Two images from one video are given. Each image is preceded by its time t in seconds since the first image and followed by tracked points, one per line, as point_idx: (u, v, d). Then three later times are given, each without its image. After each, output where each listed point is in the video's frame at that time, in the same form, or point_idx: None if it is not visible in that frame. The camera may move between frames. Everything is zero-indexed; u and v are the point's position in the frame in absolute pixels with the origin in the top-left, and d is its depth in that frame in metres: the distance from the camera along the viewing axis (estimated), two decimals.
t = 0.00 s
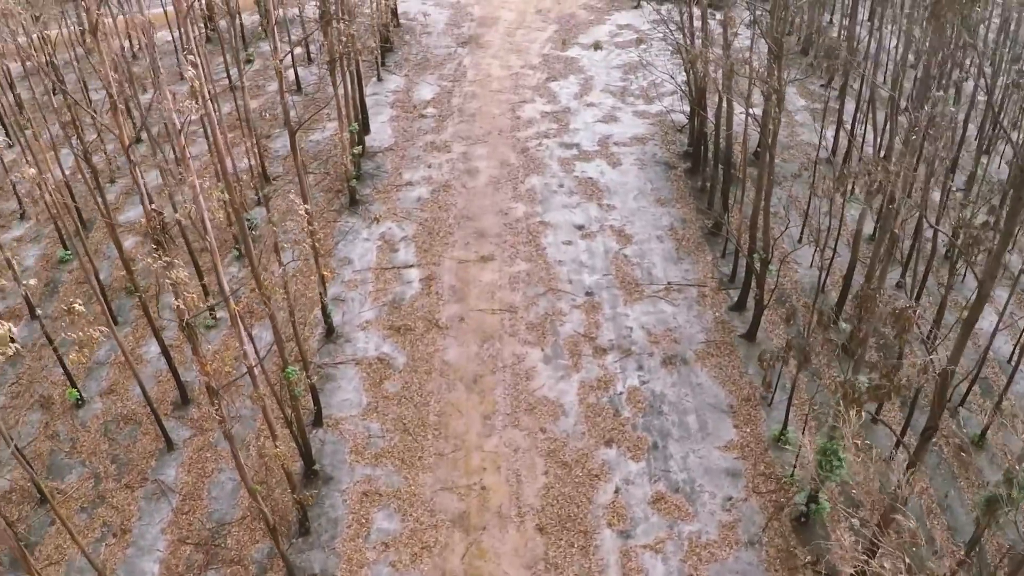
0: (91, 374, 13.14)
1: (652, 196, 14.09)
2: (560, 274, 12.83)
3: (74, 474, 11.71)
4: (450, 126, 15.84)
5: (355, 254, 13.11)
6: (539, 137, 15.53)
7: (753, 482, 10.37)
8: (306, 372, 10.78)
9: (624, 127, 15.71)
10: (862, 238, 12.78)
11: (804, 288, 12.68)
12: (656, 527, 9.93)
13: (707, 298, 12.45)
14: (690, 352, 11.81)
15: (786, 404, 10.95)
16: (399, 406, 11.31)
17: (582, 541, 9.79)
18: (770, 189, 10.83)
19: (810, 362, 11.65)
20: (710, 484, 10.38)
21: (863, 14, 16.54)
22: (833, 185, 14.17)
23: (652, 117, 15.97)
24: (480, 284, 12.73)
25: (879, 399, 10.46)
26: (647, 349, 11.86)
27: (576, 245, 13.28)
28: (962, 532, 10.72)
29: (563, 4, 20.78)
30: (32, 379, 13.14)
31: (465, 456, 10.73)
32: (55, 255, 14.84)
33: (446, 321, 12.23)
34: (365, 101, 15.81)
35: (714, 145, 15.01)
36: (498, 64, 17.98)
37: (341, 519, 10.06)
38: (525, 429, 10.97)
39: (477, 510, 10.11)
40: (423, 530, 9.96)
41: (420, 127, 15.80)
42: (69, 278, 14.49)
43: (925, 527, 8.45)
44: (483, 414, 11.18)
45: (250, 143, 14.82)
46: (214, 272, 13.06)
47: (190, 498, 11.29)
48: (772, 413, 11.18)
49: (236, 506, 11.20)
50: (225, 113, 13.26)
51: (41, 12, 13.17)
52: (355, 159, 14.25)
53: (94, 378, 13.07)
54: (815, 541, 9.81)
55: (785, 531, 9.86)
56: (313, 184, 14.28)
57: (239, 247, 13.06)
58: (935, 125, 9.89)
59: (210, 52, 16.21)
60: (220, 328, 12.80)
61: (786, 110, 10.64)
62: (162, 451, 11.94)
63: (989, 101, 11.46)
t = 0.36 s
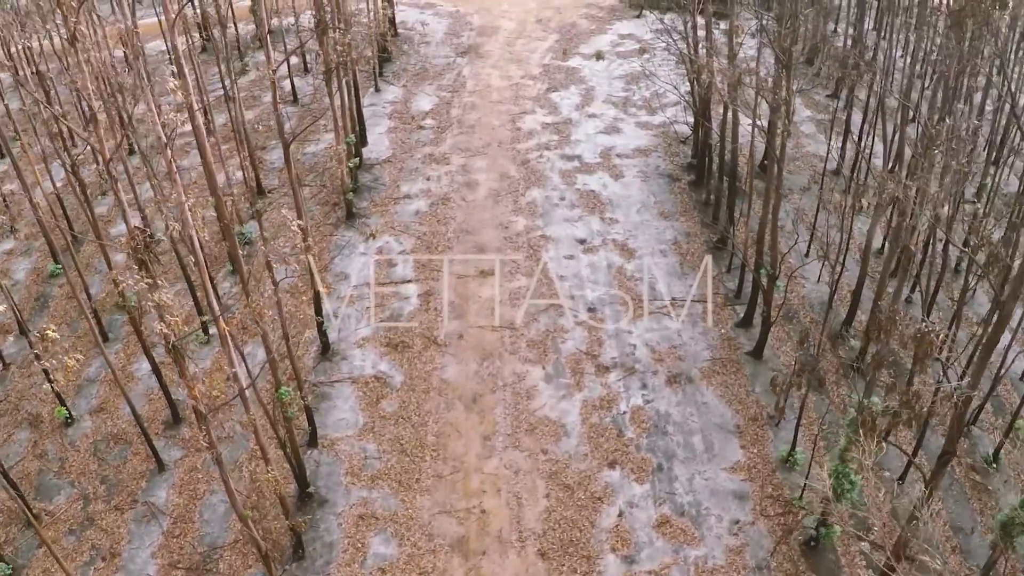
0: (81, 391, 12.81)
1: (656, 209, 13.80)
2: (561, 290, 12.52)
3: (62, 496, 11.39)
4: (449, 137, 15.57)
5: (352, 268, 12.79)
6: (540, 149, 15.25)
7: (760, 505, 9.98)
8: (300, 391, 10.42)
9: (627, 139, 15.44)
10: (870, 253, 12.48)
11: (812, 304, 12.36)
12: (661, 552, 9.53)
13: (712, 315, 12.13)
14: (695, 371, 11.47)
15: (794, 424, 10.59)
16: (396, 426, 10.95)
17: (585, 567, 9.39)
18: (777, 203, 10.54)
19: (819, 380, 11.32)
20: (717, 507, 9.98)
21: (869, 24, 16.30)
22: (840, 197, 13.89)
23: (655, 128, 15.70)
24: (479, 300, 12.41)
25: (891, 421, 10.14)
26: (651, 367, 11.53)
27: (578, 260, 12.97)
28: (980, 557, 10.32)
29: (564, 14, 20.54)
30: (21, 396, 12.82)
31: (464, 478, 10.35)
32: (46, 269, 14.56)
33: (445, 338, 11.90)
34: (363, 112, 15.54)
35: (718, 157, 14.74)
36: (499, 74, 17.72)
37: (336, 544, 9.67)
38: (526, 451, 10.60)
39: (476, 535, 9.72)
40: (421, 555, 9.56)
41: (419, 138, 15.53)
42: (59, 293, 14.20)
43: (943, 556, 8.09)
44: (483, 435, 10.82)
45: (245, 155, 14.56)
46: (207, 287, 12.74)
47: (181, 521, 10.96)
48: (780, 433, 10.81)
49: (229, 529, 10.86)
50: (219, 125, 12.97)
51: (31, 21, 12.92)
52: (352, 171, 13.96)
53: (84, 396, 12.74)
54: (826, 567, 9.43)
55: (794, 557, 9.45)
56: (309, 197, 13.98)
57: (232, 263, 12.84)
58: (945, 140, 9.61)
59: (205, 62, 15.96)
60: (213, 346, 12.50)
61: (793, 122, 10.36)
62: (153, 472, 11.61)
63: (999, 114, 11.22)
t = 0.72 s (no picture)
0: (70, 410, 12.50)
1: (659, 222, 13.52)
2: (563, 305, 12.21)
3: (50, 518, 11.06)
4: (448, 149, 15.30)
5: (348, 283, 12.49)
6: (541, 161, 14.99)
7: (768, 529, 9.58)
8: (294, 411, 10.08)
9: (629, 150, 15.18)
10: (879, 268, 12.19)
11: (819, 320, 12.07)
12: None
13: (717, 331, 11.82)
14: (701, 390, 11.13)
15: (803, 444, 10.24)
16: (393, 447, 10.61)
17: None
18: (783, 217, 10.26)
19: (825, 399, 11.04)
20: (723, 530, 9.59)
21: (874, 35, 16.08)
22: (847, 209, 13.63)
23: (658, 139, 15.44)
24: (478, 316, 12.09)
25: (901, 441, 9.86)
26: (655, 385, 11.19)
27: (579, 275, 12.67)
28: None
29: (564, 23, 20.31)
30: (9, 414, 12.50)
31: (463, 500, 9.97)
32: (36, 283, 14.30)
33: (443, 356, 11.58)
34: (360, 123, 15.28)
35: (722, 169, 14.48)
36: (498, 84, 17.48)
37: (330, 570, 9.29)
38: (526, 472, 10.23)
39: (475, 560, 9.33)
40: None
41: (417, 150, 15.26)
42: (49, 307, 13.93)
43: None
44: (482, 456, 10.46)
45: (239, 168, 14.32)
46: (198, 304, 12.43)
47: (171, 545, 10.62)
48: (787, 453, 10.45)
49: (220, 553, 10.51)
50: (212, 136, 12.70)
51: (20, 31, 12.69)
52: (348, 184, 13.68)
53: (73, 415, 12.42)
54: None
55: None
56: (305, 210, 13.70)
57: (225, 278, 12.59)
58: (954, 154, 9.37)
59: (199, 73, 15.72)
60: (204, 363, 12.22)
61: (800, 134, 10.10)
62: (143, 494, 11.29)
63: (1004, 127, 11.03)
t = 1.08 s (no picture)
0: (59, 428, 12.19)
1: (662, 236, 13.24)
2: (564, 322, 11.89)
3: (36, 541, 10.73)
4: (446, 160, 15.04)
5: (343, 299, 12.18)
6: (541, 173, 14.72)
7: (776, 553, 9.19)
8: (286, 431, 9.73)
9: (631, 162, 14.91)
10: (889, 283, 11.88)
11: (825, 334, 11.85)
12: None
13: (722, 348, 11.50)
14: (706, 409, 10.80)
15: (811, 465, 9.88)
16: (389, 468, 10.24)
17: None
18: (790, 229, 9.96)
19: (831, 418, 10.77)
20: (729, 554, 9.21)
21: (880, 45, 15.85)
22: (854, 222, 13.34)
23: (660, 151, 15.18)
24: (477, 332, 11.77)
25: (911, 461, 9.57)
26: (659, 404, 10.86)
27: (581, 290, 12.36)
28: None
29: (565, 33, 20.08)
30: None
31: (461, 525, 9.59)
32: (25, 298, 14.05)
33: (441, 374, 11.24)
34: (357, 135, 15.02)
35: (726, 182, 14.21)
36: (497, 95, 17.22)
37: None
38: (527, 495, 9.86)
39: None
40: None
41: (415, 162, 15.00)
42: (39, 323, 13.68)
43: None
44: (481, 478, 10.09)
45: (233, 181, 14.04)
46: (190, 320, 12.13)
47: (160, 570, 10.29)
48: (795, 474, 10.08)
49: None
50: (205, 147, 12.43)
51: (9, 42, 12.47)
52: (344, 197, 13.39)
53: (62, 433, 12.11)
54: None
55: None
56: (300, 224, 13.41)
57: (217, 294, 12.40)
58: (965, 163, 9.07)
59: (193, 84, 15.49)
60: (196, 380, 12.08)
61: (806, 144, 9.81)
62: (132, 516, 10.97)
63: (1015, 134, 10.71)
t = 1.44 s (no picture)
0: (46, 447, 11.88)
1: (665, 250, 12.96)
2: (565, 338, 11.58)
3: (20, 565, 10.39)
4: (444, 172, 14.78)
5: (338, 314, 11.88)
6: (541, 185, 14.45)
7: None
8: (278, 452, 9.37)
9: (632, 174, 14.65)
10: (897, 297, 11.60)
11: (832, 350, 11.59)
12: None
13: (727, 365, 11.18)
14: (711, 428, 10.47)
15: (820, 487, 9.51)
16: (385, 490, 9.86)
17: None
18: (798, 243, 9.64)
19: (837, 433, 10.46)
20: None
21: (884, 54, 15.64)
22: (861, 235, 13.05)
23: (663, 162, 14.93)
24: (475, 349, 11.45)
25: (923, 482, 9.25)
26: (662, 423, 10.53)
27: (582, 305, 12.06)
28: None
29: (564, 42, 19.85)
30: None
31: (458, 549, 9.20)
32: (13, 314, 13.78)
33: (438, 392, 10.90)
34: (353, 146, 14.77)
35: (729, 194, 13.95)
36: (496, 105, 16.99)
37: None
38: (526, 518, 9.48)
39: None
40: None
41: (412, 174, 14.73)
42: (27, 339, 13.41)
43: None
44: (480, 501, 9.71)
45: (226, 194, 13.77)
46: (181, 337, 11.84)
47: None
48: (803, 495, 9.72)
49: None
50: (197, 158, 12.15)
51: None
52: (340, 209, 13.11)
53: (49, 453, 11.80)
54: None
55: None
56: (294, 237, 13.14)
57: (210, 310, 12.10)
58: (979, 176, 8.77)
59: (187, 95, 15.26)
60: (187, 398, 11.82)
61: (814, 155, 9.51)
62: (119, 539, 10.64)
63: None
